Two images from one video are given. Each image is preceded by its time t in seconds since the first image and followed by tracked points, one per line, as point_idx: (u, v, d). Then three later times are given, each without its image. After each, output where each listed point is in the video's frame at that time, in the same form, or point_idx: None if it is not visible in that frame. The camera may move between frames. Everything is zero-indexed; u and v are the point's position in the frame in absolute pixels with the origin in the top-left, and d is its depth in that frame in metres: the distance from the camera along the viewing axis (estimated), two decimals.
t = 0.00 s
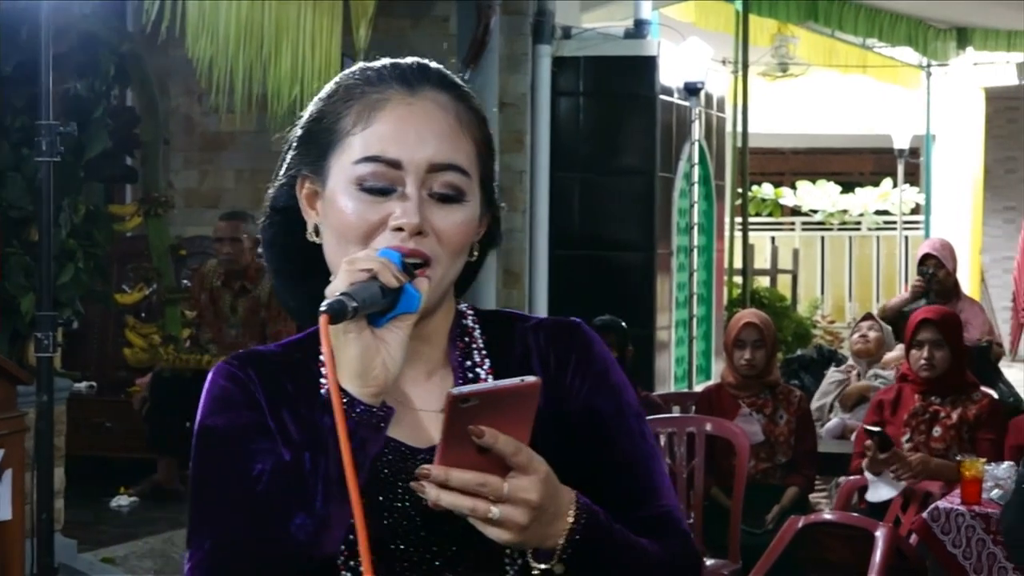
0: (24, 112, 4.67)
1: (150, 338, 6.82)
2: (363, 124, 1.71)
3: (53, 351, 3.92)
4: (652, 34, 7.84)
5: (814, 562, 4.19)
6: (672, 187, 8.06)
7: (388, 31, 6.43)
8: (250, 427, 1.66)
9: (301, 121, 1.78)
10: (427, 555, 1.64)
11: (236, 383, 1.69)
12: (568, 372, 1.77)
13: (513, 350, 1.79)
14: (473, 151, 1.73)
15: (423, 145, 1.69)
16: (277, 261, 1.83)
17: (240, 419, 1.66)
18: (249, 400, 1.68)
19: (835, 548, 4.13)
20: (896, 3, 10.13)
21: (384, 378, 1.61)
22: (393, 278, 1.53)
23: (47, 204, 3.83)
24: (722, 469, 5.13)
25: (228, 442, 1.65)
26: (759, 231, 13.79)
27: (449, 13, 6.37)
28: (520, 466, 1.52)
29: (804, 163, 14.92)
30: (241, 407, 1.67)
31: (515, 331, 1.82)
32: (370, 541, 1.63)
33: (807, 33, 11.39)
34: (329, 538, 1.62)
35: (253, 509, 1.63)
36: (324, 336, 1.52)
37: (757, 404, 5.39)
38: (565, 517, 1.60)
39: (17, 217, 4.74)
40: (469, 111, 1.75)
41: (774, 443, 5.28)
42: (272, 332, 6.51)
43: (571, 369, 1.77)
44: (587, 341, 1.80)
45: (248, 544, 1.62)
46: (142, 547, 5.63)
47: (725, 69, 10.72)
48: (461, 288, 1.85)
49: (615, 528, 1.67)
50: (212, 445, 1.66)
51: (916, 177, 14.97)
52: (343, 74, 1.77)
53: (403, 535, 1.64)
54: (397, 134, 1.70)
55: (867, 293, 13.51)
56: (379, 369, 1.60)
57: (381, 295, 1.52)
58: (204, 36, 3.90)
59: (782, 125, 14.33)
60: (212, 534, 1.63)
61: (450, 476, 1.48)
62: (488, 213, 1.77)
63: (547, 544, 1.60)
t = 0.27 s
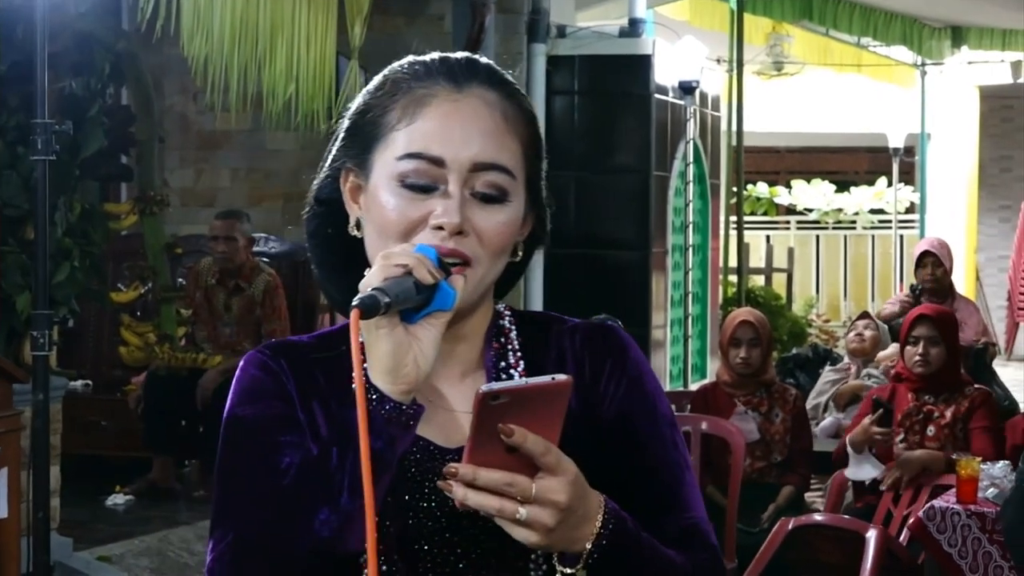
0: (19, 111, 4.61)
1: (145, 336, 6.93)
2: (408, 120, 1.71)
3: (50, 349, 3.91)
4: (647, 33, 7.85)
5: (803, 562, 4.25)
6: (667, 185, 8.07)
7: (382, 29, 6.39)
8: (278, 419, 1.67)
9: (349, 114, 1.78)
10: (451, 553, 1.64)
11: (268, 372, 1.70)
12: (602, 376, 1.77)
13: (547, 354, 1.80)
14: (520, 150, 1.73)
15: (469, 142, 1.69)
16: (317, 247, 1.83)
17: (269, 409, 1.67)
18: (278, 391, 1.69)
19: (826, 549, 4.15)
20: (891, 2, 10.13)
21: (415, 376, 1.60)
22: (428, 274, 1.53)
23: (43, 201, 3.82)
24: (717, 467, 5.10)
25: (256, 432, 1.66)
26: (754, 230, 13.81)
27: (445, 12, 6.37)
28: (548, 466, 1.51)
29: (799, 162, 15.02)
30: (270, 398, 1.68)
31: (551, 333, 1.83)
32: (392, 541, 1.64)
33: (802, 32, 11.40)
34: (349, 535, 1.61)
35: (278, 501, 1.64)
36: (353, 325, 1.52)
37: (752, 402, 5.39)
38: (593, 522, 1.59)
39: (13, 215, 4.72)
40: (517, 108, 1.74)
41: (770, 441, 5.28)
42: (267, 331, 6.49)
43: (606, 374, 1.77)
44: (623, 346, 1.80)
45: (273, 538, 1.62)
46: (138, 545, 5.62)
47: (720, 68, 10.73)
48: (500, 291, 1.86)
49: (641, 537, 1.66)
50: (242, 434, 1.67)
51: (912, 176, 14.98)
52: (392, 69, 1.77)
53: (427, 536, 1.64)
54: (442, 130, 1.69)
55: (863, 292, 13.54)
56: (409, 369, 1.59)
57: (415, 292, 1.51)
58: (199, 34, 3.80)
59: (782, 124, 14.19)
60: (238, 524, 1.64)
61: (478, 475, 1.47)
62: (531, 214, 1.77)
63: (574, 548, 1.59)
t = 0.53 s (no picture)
0: (31, 108, 4.63)
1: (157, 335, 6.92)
2: (428, 119, 1.65)
3: (62, 348, 3.92)
4: (658, 33, 7.85)
5: (821, 562, 4.20)
6: (678, 185, 8.06)
7: (392, 28, 6.40)
8: (271, 407, 1.62)
9: (373, 105, 1.73)
10: (433, 551, 1.58)
11: (267, 358, 1.66)
12: (605, 382, 1.72)
13: (549, 356, 1.75)
14: (538, 160, 1.68)
15: (486, 147, 1.63)
16: (337, 243, 1.78)
17: (267, 395, 1.63)
18: (277, 378, 1.64)
19: (842, 546, 4.13)
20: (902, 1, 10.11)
21: (410, 387, 1.54)
22: (433, 288, 1.47)
23: (55, 200, 3.83)
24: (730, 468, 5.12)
25: (250, 419, 1.61)
26: (765, 229, 13.83)
27: (456, 11, 6.37)
28: (534, 483, 1.46)
29: (811, 161, 15.06)
30: (268, 384, 1.64)
31: (555, 335, 1.78)
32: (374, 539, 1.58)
33: (812, 31, 11.39)
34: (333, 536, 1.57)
35: (264, 490, 1.59)
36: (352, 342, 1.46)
37: (765, 402, 5.39)
38: (577, 537, 1.54)
39: (24, 213, 4.74)
40: (538, 118, 1.69)
41: (782, 441, 5.28)
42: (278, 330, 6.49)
43: (609, 381, 1.72)
44: (628, 356, 1.75)
45: (255, 529, 1.58)
46: (149, 544, 5.64)
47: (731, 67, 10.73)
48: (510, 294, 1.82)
49: (626, 552, 1.61)
50: (235, 419, 1.61)
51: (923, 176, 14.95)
52: (419, 64, 1.72)
53: (406, 534, 1.58)
54: (461, 133, 1.64)
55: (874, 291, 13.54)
56: (406, 374, 1.54)
57: (418, 306, 1.45)
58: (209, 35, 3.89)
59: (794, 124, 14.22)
60: (220, 510, 1.58)
61: (464, 484, 1.43)
62: (547, 222, 1.71)
63: (556, 562, 1.54)
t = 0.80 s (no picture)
0: (55, 109, 4.64)
1: (180, 334, 6.88)
2: (378, 123, 1.60)
3: (84, 348, 3.93)
4: (680, 33, 7.83)
5: (841, 559, 4.20)
6: (700, 185, 8.04)
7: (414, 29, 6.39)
8: (217, 404, 1.55)
9: (327, 110, 1.66)
10: (361, 556, 1.50)
11: (215, 352, 1.58)
12: (548, 400, 1.61)
13: (494, 369, 1.63)
14: (487, 165, 1.62)
15: (433, 153, 1.58)
16: (294, 247, 1.70)
17: (214, 392, 1.55)
18: (224, 374, 1.57)
19: (859, 543, 4.17)
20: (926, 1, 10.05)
21: (346, 389, 1.48)
22: (374, 290, 1.41)
23: (78, 201, 3.84)
24: (751, 468, 5.09)
25: (196, 414, 1.54)
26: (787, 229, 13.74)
27: (478, 11, 6.36)
28: (462, 487, 1.39)
29: (835, 160, 14.85)
30: (214, 380, 1.56)
31: (503, 351, 1.65)
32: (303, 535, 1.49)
33: (835, 32, 11.36)
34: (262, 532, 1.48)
35: (198, 484, 1.51)
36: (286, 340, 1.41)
37: (787, 402, 5.36)
38: (507, 544, 1.48)
39: (48, 213, 4.77)
40: (492, 125, 1.63)
41: (804, 441, 5.25)
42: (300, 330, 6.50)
43: (552, 399, 1.61)
44: (573, 372, 1.64)
45: (186, 522, 1.50)
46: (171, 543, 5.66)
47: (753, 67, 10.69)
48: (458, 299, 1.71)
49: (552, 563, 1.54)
50: (182, 412, 1.54)
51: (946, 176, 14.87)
52: (372, 67, 1.65)
53: (337, 537, 1.50)
54: (410, 138, 1.58)
55: (897, 291, 13.51)
56: (342, 377, 1.47)
57: (357, 307, 1.40)
58: (232, 34, 3.92)
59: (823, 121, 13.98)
60: (155, 502, 1.51)
61: (396, 482, 1.37)
62: (497, 226, 1.65)
63: (483, 566, 1.47)
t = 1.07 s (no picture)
0: (65, 110, 4.69)
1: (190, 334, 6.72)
2: (321, 119, 1.68)
3: (95, 347, 3.94)
4: (689, 33, 7.83)
5: (851, 560, 4.23)
6: (710, 185, 8.04)
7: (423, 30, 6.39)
8: (179, 401, 1.67)
9: (269, 109, 1.75)
10: (325, 543, 1.63)
11: (178, 352, 1.70)
12: (506, 388, 1.71)
13: (455, 357, 1.74)
14: (432, 153, 1.70)
15: (377, 146, 1.66)
16: (244, 241, 1.80)
17: (175, 387, 1.68)
18: (185, 373, 1.69)
19: (870, 545, 4.14)
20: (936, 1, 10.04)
21: (294, 372, 1.59)
22: (316, 275, 1.50)
23: (89, 201, 3.85)
24: (760, 468, 5.09)
25: (160, 413, 1.67)
26: (797, 230, 13.74)
27: (487, 11, 6.38)
28: (413, 468, 1.47)
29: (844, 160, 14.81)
30: (175, 379, 1.69)
31: (462, 338, 1.76)
32: (267, 526, 1.63)
33: (845, 32, 11.35)
34: (225, 521, 1.61)
35: (162, 479, 1.64)
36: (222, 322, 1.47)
37: (797, 403, 5.36)
38: (464, 525, 1.57)
39: (58, 213, 4.79)
40: (434, 113, 1.71)
41: (814, 441, 5.25)
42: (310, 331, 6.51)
43: (510, 386, 1.71)
44: (535, 358, 1.75)
45: (153, 518, 1.63)
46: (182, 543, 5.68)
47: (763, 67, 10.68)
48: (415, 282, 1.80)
49: (516, 543, 1.64)
50: (147, 412, 1.67)
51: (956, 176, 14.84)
52: (310, 65, 1.74)
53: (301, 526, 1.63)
54: (354, 132, 1.67)
55: (907, 291, 13.51)
56: (290, 360, 1.58)
57: (299, 292, 1.49)
58: (243, 34, 3.93)
59: (832, 123, 14.01)
60: (124, 497, 1.64)
61: (346, 469, 1.45)
62: (446, 214, 1.73)
63: (442, 546, 1.57)
